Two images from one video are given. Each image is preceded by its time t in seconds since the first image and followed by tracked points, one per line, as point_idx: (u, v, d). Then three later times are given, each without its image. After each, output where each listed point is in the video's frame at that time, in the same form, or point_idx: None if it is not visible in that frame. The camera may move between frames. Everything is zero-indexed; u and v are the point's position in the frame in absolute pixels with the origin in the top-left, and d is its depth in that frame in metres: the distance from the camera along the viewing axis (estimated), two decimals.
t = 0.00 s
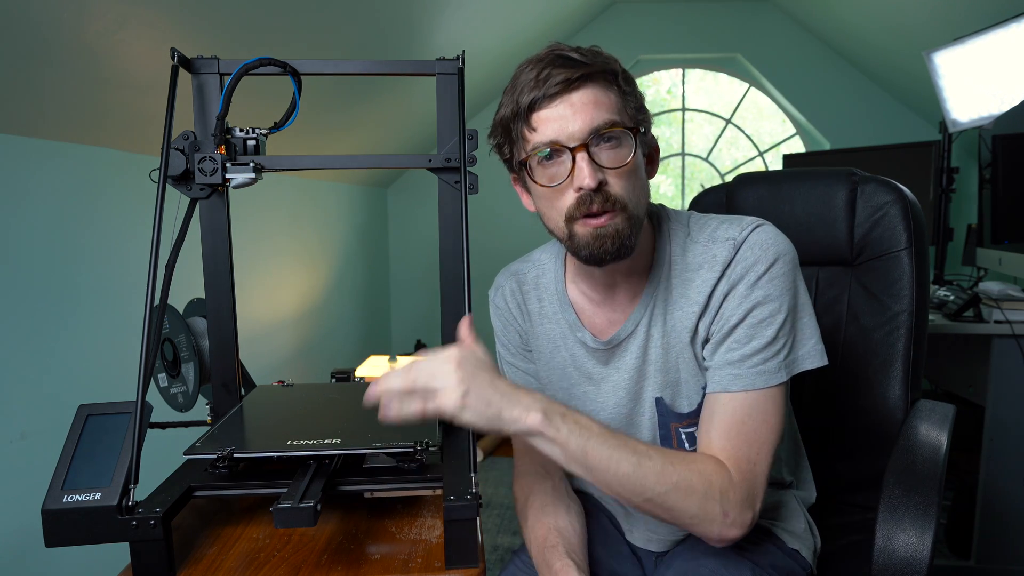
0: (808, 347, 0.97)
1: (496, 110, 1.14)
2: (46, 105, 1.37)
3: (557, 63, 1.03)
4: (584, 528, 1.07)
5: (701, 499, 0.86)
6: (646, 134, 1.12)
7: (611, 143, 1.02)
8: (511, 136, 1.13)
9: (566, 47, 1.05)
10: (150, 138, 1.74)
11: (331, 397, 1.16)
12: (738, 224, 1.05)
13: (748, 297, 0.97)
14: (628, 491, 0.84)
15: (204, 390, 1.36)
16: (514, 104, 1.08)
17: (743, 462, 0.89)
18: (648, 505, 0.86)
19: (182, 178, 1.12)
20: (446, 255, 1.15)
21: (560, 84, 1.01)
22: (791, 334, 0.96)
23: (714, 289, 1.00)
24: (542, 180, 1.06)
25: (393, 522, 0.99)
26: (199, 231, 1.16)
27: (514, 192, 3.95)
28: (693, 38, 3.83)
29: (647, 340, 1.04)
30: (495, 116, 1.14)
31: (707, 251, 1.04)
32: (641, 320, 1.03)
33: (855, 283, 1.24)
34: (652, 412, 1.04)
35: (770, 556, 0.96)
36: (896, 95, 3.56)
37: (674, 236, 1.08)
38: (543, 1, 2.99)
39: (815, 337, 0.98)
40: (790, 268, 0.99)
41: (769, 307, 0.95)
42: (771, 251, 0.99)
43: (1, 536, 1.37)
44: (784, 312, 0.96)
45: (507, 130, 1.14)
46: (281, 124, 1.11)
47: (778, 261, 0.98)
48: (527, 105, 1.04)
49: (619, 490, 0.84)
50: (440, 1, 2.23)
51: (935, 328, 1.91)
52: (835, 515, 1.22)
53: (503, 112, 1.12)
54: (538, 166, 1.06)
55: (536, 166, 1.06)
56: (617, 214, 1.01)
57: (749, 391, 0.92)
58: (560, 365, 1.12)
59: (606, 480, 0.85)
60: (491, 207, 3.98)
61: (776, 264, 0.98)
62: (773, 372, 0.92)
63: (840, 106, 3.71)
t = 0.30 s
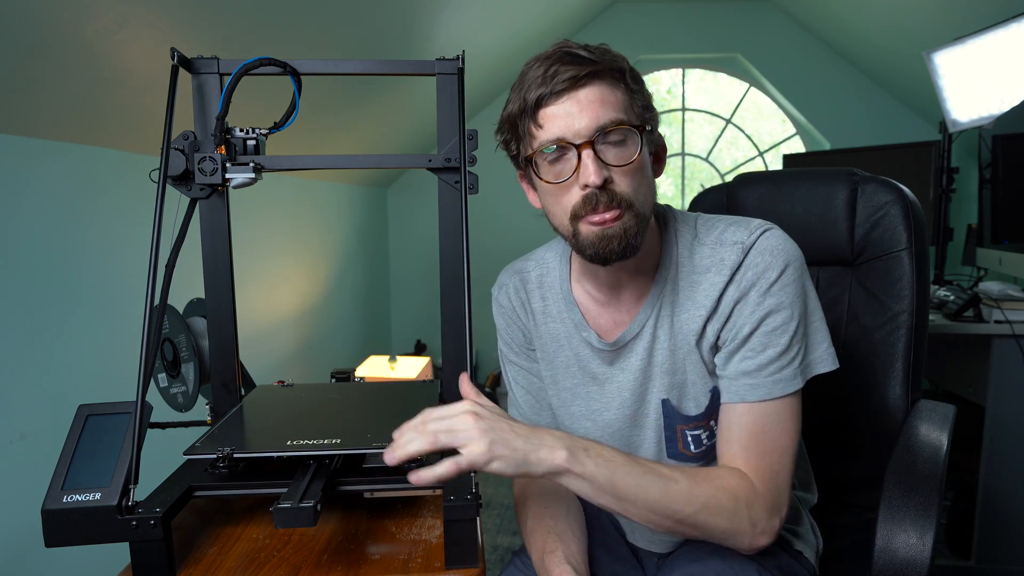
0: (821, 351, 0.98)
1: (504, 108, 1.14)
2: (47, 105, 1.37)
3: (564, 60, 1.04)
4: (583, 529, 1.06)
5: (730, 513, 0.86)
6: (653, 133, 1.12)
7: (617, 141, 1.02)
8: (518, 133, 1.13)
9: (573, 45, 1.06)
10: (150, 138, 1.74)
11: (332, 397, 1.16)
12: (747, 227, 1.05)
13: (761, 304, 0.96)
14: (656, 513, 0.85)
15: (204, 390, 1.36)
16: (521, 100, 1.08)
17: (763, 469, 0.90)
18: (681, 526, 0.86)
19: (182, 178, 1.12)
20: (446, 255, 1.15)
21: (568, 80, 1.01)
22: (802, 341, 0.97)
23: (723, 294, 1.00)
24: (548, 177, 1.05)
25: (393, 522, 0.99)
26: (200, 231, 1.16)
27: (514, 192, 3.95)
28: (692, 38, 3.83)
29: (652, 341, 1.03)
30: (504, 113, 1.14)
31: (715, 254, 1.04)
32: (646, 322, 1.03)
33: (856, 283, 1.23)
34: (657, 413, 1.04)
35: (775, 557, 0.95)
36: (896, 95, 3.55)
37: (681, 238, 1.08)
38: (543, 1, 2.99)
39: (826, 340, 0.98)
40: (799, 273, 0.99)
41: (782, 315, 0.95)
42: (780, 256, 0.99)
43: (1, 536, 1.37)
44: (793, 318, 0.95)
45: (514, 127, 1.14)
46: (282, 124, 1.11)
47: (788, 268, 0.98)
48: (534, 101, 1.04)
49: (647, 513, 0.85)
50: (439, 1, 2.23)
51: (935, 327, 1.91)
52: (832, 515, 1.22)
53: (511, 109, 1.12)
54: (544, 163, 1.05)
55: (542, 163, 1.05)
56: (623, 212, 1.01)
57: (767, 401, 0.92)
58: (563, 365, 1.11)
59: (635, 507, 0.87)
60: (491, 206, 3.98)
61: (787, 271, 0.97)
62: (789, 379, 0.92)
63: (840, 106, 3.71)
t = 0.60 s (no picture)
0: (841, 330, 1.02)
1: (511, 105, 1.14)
2: (46, 105, 1.38)
3: (568, 55, 1.03)
4: (570, 524, 1.07)
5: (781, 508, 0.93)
6: (659, 120, 1.11)
7: (622, 130, 1.02)
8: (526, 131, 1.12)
9: (578, 40, 1.05)
10: (150, 138, 1.74)
11: (333, 397, 1.16)
12: (761, 218, 1.07)
13: (791, 296, 1.00)
14: (772, 557, 0.89)
15: (204, 390, 1.36)
16: (527, 97, 1.07)
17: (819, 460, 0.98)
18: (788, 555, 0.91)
19: (182, 178, 1.12)
20: (446, 255, 1.15)
21: (577, 76, 1.02)
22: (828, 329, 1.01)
23: (743, 284, 1.03)
24: (557, 169, 1.06)
25: (393, 522, 0.99)
26: (199, 231, 1.16)
27: (514, 192, 3.95)
28: (692, 38, 3.83)
29: (668, 330, 1.04)
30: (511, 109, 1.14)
31: (731, 244, 1.06)
32: (660, 312, 1.04)
33: (856, 283, 1.23)
34: (672, 402, 1.05)
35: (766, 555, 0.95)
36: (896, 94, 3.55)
37: (694, 228, 1.09)
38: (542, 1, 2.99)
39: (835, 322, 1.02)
40: (818, 263, 1.03)
41: (812, 308, 1.01)
42: (799, 246, 1.02)
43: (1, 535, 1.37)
44: (821, 312, 1.01)
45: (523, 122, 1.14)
46: (281, 124, 1.11)
47: (809, 258, 1.02)
48: (541, 98, 1.04)
49: (766, 562, 0.88)
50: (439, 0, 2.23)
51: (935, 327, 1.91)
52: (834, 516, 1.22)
53: (519, 104, 1.12)
54: (552, 156, 1.06)
55: (551, 156, 1.06)
56: (632, 200, 1.02)
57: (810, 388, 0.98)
58: (574, 358, 1.11)
59: (734, 539, 0.92)
60: (491, 206, 3.98)
61: (810, 264, 1.01)
62: (825, 366, 0.98)
63: (840, 106, 3.71)
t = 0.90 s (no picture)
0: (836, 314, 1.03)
1: (505, 108, 1.15)
2: (46, 105, 1.38)
3: (564, 60, 1.04)
4: (577, 521, 1.07)
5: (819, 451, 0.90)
6: (649, 126, 1.12)
7: (616, 134, 1.02)
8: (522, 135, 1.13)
9: (571, 45, 1.06)
10: (149, 138, 1.74)
11: (333, 397, 1.16)
12: (750, 213, 1.08)
13: (785, 287, 1.01)
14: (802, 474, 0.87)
15: (204, 390, 1.36)
16: (523, 101, 1.08)
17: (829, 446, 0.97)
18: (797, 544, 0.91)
19: (182, 178, 1.12)
20: (446, 255, 1.15)
21: (571, 80, 1.02)
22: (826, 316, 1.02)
23: (737, 277, 1.04)
24: (550, 171, 1.06)
25: (393, 522, 0.99)
26: (199, 231, 1.16)
27: (514, 192, 3.95)
28: (692, 38, 3.83)
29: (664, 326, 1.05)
30: (506, 113, 1.15)
31: (722, 239, 1.07)
32: (656, 309, 1.05)
33: (855, 283, 1.23)
34: (671, 398, 1.05)
35: (761, 550, 0.94)
36: (896, 94, 3.55)
37: (686, 225, 1.10)
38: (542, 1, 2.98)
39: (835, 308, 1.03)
40: (809, 255, 1.04)
41: (807, 298, 1.01)
42: (789, 238, 1.03)
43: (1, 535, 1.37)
44: (816, 302, 1.01)
45: (518, 126, 1.14)
46: (281, 124, 1.11)
47: (800, 249, 1.03)
48: (536, 102, 1.04)
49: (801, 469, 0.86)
50: None
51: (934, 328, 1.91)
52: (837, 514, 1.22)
53: (513, 109, 1.13)
54: (546, 158, 1.06)
55: (545, 158, 1.06)
56: (623, 205, 1.01)
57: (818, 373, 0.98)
58: (571, 359, 1.11)
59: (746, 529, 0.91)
60: (491, 206, 3.98)
61: (801, 255, 1.02)
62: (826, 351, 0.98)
63: (840, 106, 3.71)
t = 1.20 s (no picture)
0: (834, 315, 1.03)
1: (505, 107, 1.15)
2: (46, 105, 1.38)
3: (562, 58, 1.04)
4: (579, 522, 1.07)
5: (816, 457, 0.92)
6: (649, 124, 1.12)
7: (615, 130, 1.03)
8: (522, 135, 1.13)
9: (571, 44, 1.06)
10: (149, 138, 1.74)
11: (333, 397, 1.16)
12: (749, 213, 1.08)
13: (784, 288, 1.01)
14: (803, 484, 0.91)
15: (204, 390, 1.36)
16: (522, 98, 1.08)
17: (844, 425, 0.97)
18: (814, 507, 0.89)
19: (182, 178, 1.12)
20: (446, 254, 1.15)
21: (571, 77, 1.02)
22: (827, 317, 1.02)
23: (736, 277, 1.04)
24: (549, 168, 1.06)
25: (392, 522, 0.99)
26: (199, 231, 1.16)
27: (513, 192, 3.95)
28: (692, 38, 3.83)
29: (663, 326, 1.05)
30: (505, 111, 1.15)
31: (721, 239, 1.07)
32: (654, 309, 1.05)
33: (855, 283, 1.23)
34: (671, 398, 1.05)
35: (762, 550, 0.94)
36: (896, 94, 3.55)
37: (685, 225, 1.10)
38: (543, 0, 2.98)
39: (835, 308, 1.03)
40: (809, 254, 1.04)
41: (806, 299, 1.01)
42: (788, 238, 1.03)
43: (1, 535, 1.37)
44: (816, 301, 1.01)
45: (517, 124, 1.14)
46: (281, 124, 1.11)
47: (800, 249, 1.03)
48: (535, 99, 1.05)
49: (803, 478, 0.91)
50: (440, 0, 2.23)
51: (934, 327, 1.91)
52: (837, 515, 1.22)
53: (512, 108, 1.13)
54: (545, 155, 1.06)
55: (544, 155, 1.06)
56: (622, 198, 1.01)
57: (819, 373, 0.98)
58: (571, 359, 1.11)
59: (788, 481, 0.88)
60: (490, 206, 3.98)
61: (800, 255, 1.02)
62: (825, 352, 0.99)
63: (840, 106, 3.71)
